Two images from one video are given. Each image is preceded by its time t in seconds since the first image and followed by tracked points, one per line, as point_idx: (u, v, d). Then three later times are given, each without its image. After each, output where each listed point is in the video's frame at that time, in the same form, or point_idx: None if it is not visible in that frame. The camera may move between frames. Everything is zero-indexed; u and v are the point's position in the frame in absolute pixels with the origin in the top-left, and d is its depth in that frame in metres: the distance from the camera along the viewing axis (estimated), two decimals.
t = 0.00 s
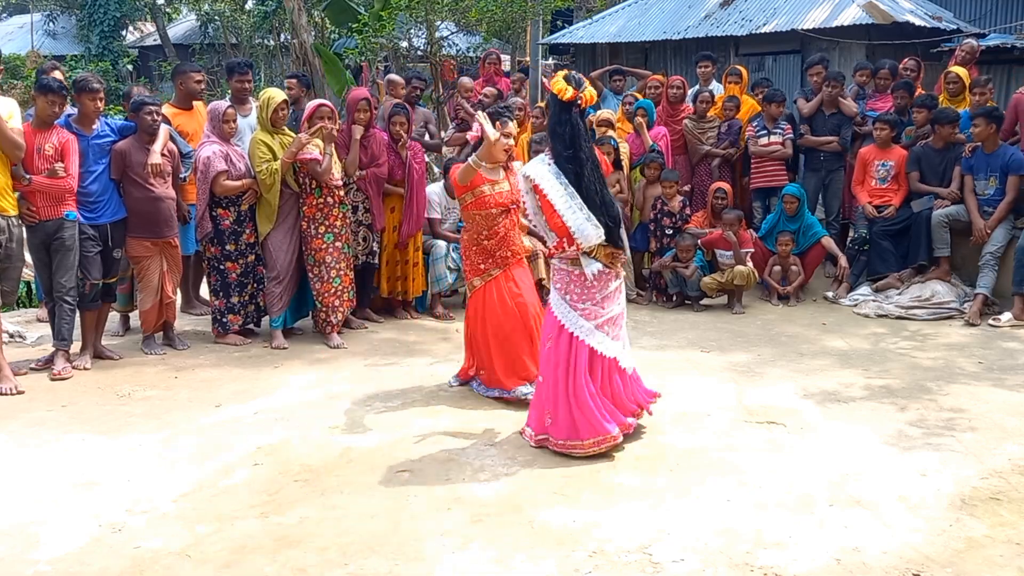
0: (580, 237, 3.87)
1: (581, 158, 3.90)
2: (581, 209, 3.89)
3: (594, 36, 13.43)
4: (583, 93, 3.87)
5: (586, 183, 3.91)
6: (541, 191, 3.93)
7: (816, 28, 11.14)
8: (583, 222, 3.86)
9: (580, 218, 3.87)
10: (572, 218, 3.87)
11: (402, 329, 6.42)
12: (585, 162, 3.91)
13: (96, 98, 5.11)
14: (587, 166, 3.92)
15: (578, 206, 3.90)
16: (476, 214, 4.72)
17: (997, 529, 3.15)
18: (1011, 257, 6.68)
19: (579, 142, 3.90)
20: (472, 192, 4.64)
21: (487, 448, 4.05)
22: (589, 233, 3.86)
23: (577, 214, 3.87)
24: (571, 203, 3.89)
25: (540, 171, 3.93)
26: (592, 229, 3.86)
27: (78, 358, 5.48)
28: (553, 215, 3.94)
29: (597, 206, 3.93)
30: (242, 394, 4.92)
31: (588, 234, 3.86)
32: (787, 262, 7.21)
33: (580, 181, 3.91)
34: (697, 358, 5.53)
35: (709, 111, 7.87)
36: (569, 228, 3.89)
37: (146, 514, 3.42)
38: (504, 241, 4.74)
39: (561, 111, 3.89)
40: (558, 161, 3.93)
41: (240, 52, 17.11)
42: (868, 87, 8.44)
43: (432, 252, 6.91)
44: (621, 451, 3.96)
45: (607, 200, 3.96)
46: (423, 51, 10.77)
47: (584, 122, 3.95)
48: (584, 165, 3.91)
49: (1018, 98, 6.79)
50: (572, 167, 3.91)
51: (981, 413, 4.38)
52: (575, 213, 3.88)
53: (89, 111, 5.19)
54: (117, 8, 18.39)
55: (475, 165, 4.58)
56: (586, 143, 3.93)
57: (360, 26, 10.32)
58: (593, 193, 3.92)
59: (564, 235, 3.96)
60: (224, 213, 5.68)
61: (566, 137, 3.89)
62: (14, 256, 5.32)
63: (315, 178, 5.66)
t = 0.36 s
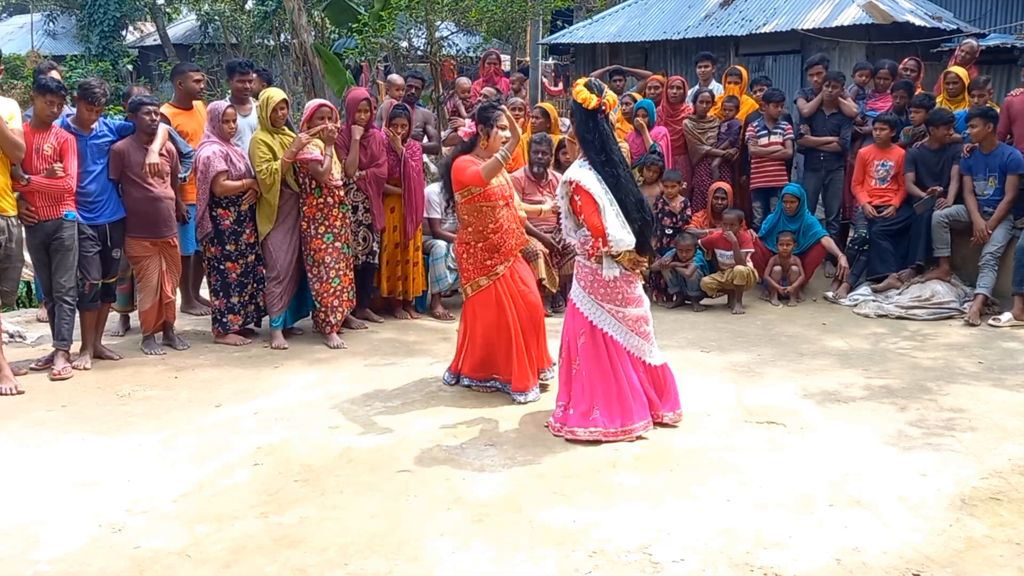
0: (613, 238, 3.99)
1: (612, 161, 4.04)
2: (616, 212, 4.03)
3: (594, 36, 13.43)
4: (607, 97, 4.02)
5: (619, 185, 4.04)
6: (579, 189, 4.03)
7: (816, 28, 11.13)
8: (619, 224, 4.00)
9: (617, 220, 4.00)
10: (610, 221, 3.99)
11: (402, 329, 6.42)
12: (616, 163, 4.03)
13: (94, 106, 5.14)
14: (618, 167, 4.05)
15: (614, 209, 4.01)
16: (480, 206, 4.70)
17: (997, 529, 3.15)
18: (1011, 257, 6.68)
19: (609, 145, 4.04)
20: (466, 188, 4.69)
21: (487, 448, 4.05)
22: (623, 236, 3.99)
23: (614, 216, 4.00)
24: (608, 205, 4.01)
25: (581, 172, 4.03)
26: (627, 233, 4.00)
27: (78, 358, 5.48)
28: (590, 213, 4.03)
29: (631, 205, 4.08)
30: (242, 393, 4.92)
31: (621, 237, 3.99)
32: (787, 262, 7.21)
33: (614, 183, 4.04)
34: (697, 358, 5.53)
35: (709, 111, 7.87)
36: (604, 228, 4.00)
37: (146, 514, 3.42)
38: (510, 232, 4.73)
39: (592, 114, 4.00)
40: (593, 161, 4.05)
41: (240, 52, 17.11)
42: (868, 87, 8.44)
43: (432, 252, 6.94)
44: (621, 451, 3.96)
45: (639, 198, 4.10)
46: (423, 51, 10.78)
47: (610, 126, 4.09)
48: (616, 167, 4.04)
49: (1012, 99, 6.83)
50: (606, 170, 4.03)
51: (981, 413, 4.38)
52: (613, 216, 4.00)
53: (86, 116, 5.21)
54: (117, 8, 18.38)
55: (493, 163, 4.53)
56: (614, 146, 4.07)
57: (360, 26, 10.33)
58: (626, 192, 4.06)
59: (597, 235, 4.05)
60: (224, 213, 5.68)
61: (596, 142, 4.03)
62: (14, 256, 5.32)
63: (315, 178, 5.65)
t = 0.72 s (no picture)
0: (637, 224, 4.24)
1: (622, 150, 4.34)
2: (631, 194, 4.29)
3: (594, 36, 13.43)
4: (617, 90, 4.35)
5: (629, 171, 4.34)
6: (597, 181, 4.25)
7: (816, 28, 11.14)
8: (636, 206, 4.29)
9: (633, 201, 4.28)
10: (628, 204, 4.26)
11: (402, 329, 6.42)
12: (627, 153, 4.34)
13: (99, 117, 5.19)
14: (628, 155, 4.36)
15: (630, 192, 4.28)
16: (489, 194, 4.60)
17: (997, 530, 3.15)
18: (1011, 257, 6.69)
19: (620, 136, 4.35)
20: (473, 176, 4.54)
21: (487, 448, 4.05)
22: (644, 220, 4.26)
23: (631, 198, 4.28)
24: (625, 188, 4.28)
25: (598, 163, 4.26)
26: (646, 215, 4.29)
27: (78, 358, 5.48)
28: (611, 202, 4.26)
29: (641, 191, 4.38)
30: (242, 393, 4.92)
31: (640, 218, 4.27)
32: (787, 262, 7.21)
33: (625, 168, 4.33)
34: (697, 358, 5.53)
35: (709, 111, 7.87)
36: (628, 215, 4.23)
37: (146, 514, 3.42)
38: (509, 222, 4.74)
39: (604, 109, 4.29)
40: (606, 153, 4.31)
41: (240, 52, 17.11)
42: (868, 87, 8.44)
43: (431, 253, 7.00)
44: (621, 451, 3.96)
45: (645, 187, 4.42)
46: (423, 51, 10.77)
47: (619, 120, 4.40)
48: (627, 155, 4.35)
49: (1007, 102, 6.83)
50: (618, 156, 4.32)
51: (980, 413, 4.38)
52: (631, 199, 4.28)
53: (88, 124, 5.22)
54: (117, 8, 18.39)
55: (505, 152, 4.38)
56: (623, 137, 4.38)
57: (360, 26, 10.33)
58: (635, 178, 4.37)
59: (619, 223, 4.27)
60: (224, 213, 5.68)
61: (609, 132, 4.32)
62: (14, 256, 5.32)
63: (316, 178, 5.66)
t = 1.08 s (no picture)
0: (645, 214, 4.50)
1: (624, 146, 4.52)
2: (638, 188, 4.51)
3: (594, 36, 13.43)
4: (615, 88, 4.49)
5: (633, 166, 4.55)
6: (612, 176, 4.41)
7: (816, 28, 11.14)
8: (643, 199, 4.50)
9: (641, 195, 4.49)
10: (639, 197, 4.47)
11: (402, 329, 6.42)
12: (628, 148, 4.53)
13: (101, 121, 5.20)
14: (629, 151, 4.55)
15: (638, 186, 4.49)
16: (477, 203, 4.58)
17: (997, 529, 3.15)
18: (1011, 257, 6.69)
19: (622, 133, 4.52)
20: (471, 186, 4.49)
21: (487, 448, 4.05)
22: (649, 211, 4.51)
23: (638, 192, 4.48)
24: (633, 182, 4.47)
25: (610, 158, 4.41)
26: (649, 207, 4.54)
27: (78, 358, 5.48)
28: (623, 194, 4.44)
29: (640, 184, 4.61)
30: (242, 393, 4.93)
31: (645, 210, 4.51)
32: (787, 262, 7.21)
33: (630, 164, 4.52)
34: (697, 358, 5.53)
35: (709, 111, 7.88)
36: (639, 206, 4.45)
37: (146, 514, 3.42)
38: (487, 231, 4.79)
39: (610, 105, 4.46)
40: (610, 146, 4.47)
41: (240, 52, 17.12)
42: (868, 87, 8.43)
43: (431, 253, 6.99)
44: (621, 451, 3.96)
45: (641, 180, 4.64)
46: (423, 51, 10.78)
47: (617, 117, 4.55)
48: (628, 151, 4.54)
49: (1007, 101, 6.85)
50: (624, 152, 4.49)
51: (980, 413, 4.38)
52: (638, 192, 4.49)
53: (89, 126, 5.23)
54: (117, 8, 18.39)
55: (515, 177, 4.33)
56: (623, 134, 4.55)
57: (360, 26, 10.33)
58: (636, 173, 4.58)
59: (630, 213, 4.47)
60: (224, 213, 5.68)
61: (613, 129, 4.47)
62: (13, 255, 5.31)
63: (315, 178, 5.66)
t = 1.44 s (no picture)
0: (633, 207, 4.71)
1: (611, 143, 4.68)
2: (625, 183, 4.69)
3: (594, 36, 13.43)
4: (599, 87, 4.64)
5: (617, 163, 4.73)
6: (612, 171, 4.56)
7: (816, 28, 11.14)
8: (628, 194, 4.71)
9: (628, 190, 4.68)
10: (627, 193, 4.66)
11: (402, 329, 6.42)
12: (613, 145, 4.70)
13: (102, 117, 5.20)
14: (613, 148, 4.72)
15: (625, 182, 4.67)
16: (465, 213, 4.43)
17: (997, 530, 3.15)
18: (1011, 257, 6.69)
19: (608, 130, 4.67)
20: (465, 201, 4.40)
21: (487, 448, 4.05)
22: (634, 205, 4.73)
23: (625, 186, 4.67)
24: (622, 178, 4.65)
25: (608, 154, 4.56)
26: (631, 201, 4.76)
27: (78, 358, 5.48)
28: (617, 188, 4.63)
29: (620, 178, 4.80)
30: (242, 393, 4.93)
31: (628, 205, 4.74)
32: (787, 262, 7.21)
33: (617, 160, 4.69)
34: (697, 358, 5.53)
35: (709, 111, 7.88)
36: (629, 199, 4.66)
37: (146, 514, 3.42)
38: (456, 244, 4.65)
39: (597, 103, 4.59)
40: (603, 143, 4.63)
41: (240, 52, 17.12)
42: (868, 87, 8.43)
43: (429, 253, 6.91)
44: (621, 451, 3.96)
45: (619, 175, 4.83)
46: (423, 51, 10.78)
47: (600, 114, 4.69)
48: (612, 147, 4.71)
49: (1008, 102, 6.85)
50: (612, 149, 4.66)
51: (980, 413, 4.38)
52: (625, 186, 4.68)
53: (89, 123, 5.21)
54: (117, 8, 18.38)
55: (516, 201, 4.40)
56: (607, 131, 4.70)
57: (360, 26, 10.32)
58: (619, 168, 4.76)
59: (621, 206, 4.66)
60: (224, 213, 5.69)
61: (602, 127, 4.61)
62: (13, 256, 5.30)
63: (316, 178, 5.65)
